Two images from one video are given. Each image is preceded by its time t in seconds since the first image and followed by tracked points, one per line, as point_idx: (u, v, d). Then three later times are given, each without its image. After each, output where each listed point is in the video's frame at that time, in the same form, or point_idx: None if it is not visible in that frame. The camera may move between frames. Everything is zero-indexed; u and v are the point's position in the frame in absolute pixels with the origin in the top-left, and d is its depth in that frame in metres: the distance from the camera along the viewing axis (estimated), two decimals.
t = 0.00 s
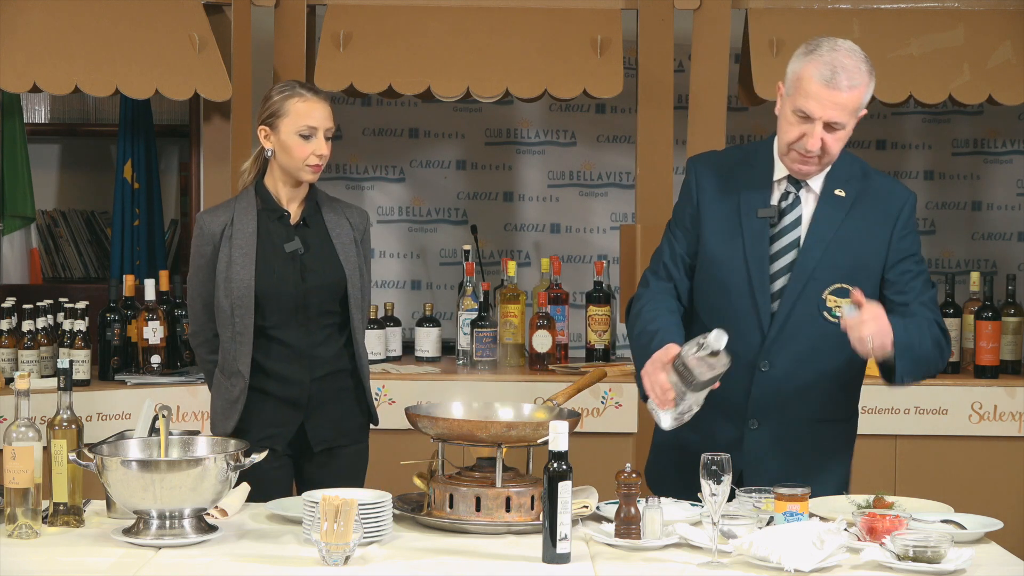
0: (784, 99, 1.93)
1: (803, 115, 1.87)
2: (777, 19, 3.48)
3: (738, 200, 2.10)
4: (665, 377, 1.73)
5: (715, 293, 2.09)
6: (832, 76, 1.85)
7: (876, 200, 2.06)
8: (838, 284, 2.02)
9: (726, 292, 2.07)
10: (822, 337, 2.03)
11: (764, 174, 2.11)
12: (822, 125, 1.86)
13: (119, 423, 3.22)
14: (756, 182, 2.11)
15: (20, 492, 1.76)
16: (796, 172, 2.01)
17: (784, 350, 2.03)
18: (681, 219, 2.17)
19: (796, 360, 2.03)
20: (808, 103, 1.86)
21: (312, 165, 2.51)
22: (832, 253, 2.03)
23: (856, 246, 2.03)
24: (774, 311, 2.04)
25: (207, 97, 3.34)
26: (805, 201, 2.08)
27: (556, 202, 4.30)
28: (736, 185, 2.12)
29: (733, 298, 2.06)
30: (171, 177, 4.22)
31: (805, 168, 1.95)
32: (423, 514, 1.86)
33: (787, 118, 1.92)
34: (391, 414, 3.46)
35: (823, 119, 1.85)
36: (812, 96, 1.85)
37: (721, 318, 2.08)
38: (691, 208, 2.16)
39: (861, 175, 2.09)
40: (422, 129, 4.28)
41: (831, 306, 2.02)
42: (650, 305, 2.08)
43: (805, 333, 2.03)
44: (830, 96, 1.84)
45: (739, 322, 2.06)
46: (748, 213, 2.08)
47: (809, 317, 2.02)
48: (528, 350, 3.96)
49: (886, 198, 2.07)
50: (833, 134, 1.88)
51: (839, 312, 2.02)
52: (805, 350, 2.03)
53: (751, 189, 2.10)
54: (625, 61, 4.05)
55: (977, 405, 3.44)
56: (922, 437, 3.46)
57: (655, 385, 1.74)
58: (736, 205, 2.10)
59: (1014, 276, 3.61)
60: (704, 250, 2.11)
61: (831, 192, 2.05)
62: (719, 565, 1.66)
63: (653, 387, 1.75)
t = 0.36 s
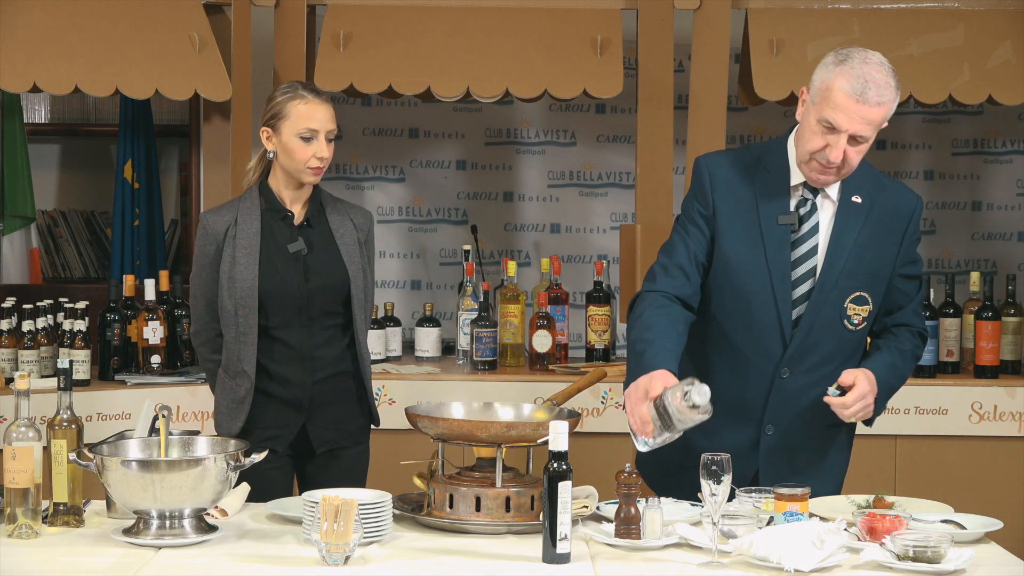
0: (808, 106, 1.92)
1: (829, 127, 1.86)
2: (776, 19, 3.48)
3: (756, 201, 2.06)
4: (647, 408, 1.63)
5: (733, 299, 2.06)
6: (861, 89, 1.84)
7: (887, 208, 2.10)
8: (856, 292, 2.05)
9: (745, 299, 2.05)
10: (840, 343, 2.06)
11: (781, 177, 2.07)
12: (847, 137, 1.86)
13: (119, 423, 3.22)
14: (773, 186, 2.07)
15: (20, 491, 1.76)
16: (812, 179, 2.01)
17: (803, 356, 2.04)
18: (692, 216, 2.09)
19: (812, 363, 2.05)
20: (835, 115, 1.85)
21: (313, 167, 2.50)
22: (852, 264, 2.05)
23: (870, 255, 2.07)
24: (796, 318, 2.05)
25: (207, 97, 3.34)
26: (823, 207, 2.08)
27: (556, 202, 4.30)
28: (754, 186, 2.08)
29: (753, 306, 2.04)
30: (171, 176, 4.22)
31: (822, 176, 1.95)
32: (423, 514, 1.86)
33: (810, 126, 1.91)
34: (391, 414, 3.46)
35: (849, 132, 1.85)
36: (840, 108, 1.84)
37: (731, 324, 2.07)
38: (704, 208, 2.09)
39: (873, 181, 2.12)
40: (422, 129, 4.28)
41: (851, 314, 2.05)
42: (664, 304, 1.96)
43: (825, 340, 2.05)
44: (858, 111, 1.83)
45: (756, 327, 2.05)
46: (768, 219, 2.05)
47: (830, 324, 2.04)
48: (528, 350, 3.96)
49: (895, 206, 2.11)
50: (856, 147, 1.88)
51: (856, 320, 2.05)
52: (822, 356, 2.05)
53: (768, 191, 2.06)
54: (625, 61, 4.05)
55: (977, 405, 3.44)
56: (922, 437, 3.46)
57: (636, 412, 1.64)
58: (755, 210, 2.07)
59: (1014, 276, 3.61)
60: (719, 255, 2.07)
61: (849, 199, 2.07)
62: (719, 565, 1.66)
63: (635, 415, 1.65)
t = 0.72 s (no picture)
0: (816, 106, 1.91)
1: (837, 127, 1.86)
2: (776, 19, 3.48)
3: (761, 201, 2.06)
4: (650, 420, 1.62)
5: (738, 298, 2.05)
6: (870, 90, 1.84)
7: (890, 208, 2.10)
8: (861, 292, 2.05)
9: (750, 299, 2.04)
10: (846, 342, 2.06)
11: (785, 177, 2.07)
12: (855, 138, 1.86)
13: (119, 423, 3.22)
14: (778, 185, 2.07)
15: (20, 492, 1.76)
16: (817, 179, 2.02)
17: (810, 356, 2.04)
18: (697, 214, 2.08)
19: (817, 362, 2.05)
20: (843, 115, 1.85)
21: (310, 165, 2.50)
22: (857, 264, 2.05)
23: (874, 254, 2.07)
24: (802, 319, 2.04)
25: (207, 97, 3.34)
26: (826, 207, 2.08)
27: (556, 202, 4.31)
28: (759, 185, 2.08)
29: (759, 306, 2.04)
30: (171, 176, 4.22)
31: (828, 176, 1.96)
32: (423, 514, 1.86)
33: (817, 126, 1.91)
34: (391, 414, 3.46)
35: (857, 133, 1.85)
36: (849, 109, 1.84)
37: (734, 323, 2.07)
38: (709, 206, 2.08)
39: (875, 180, 2.12)
40: (422, 129, 4.28)
41: (856, 314, 2.05)
42: (670, 300, 1.93)
43: (830, 340, 2.05)
44: (867, 111, 1.83)
45: (762, 327, 2.04)
46: (773, 218, 2.05)
47: (835, 324, 2.04)
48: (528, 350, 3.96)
49: (897, 206, 2.11)
50: (863, 147, 1.88)
51: (861, 319, 2.06)
52: (828, 356, 2.06)
53: (773, 190, 2.06)
54: (625, 61, 4.05)
55: (977, 405, 3.44)
56: (922, 437, 3.46)
57: (638, 421, 1.63)
58: (760, 209, 2.06)
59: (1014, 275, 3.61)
60: (725, 253, 2.06)
61: (854, 199, 2.07)
62: (719, 565, 1.66)
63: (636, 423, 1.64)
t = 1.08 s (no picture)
0: (819, 106, 1.91)
1: (840, 127, 1.86)
2: (776, 19, 3.48)
3: (764, 200, 2.06)
4: (651, 422, 1.62)
5: (741, 297, 2.05)
6: (874, 91, 1.84)
7: (891, 208, 2.10)
8: (862, 291, 2.05)
9: (751, 299, 2.04)
10: (848, 342, 2.06)
11: (788, 176, 2.06)
12: (858, 139, 1.86)
13: (119, 423, 3.22)
14: (780, 184, 2.07)
15: (20, 492, 1.76)
16: (818, 180, 2.02)
17: (813, 355, 2.04)
18: (700, 211, 2.07)
19: (820, 362, 2.05)
20: (846, 116, 1.85)
21: (310, 164, 2.50)
22: (858, 263, 2.05)
23: (875, 255, 2.08)
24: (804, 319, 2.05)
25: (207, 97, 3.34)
26: (828, 207, 2.08)
27: (556, 202, 4.31)
28: (761, 184, 2.07)
29: (762, 305, 2.04)
30: (171, 176, 4.22)
31: (829, 176, 1.96)
32: (423, 514, 1.86)
33: (820, 126, 1.91)
34: (391, 414, 3.46)
35: (860, 134, 1.85)
36: (852, 109, 1.84)
37: (737, 323, 2.07)
38: (712, 203, 2.07)
39: (876, 180, 2.12)
40: (422, 129, 4.28)
41: (858, 313, 2.05)
42: (673, 298, 1.92)
43: (832, 340, 2.05)
44: (870, 112, 1.83)
45: (765, 326, 2.04)
46: (777, 218, 2.04)
47: (838, 324, 2.05)
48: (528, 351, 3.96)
49: (898, 206, 2.11)
50: (865, 148, 1.88)
51: (863, 319, 2.06)
52: (830, 356, 2.06)
53: (776, 190, 2.06)
54: (625, 61, 4.05)
55: (977, 405, 3.44)
56: (922, 437, 3.46)
57: (640, 423, 1.64)
58: (762, 208, 2.06)
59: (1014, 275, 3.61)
60: (728, 252, 2.05)
61: (855, 199, 2.07)
62: (718, 565, 1.66)
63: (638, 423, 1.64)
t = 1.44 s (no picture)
0: (821, 107, 1.91)
1: (842, 128, 1.86)
2: (777, 18, 3.48)
3: (765, 200, 2.06)
4: (649, 423, 1.62)
5: (741, 297, 2.05)
6: (876, 93, 1.83)
7: (892, 208, 2.10)
8: (863, 291, 2.05)
9: (752, 298, 2.04)
10: (848, 342, 2.07)
11: (789, 176, 2.06)
12: (860, 140, 1.86)
13: (119, 423, 3.22)
14: (781, 185, 2.06)
15: (20, 491, 1.76)
16: (818, 180, 2.02)
17: (813, 355, 2.04)
18: (701, 210, 2.07)
19: (821, 362, 2.05)
20: (849, 117, 1.85)
21: (292, 156, 2.48)
22: (858, 263, 2.05)
23: (875, 254, 2.08)
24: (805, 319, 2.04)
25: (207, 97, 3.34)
26: (829, 207, 2.08)
27: (556, 201, 4.31)
28: (762, 184, 2.07)
29: (763, 305, 2.04)
30: (171, 176, 4.22)
31: (830, 176, 1.96)
32: (423, 514, 1.86)
33: (822, 126, 1.91)
34: (391, 414, 3.46)
35: (862, 135, 1.85)
36: (854, 111, 1.84)
37: (737, 323, 2.07)
38: (713, 203, 2.07)
39: (876, 181, 2.12)
40: (422, 129, 4.28)
41: (858, 313, 2.05)
42: (674, 296, 1.91)
43: (833, 339, 2.05)
44: (872, 113, 1.83)
45: (766, 326, 2.04)
46: (778, 218, 2.04)
47: (838, 324, 2.05)
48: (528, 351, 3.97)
49: (899, 206, 2.11)
50: (867, 149, 1.88)
51: (863, 319, 2.06)
52: (830, 356, 2.06)
53: (777, 190, 2.06)
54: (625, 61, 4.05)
55: (977, 405, 3.44)
56: (922, 437, 3.46)
57: (640, 424, 1.63)
58: (764, 208, 2.06)
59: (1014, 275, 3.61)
60: (728, 252, 2.05)
61: (855, 199, 2.07)
62: (719, 565, 1.66)
63: (638, 424, 1.63)
